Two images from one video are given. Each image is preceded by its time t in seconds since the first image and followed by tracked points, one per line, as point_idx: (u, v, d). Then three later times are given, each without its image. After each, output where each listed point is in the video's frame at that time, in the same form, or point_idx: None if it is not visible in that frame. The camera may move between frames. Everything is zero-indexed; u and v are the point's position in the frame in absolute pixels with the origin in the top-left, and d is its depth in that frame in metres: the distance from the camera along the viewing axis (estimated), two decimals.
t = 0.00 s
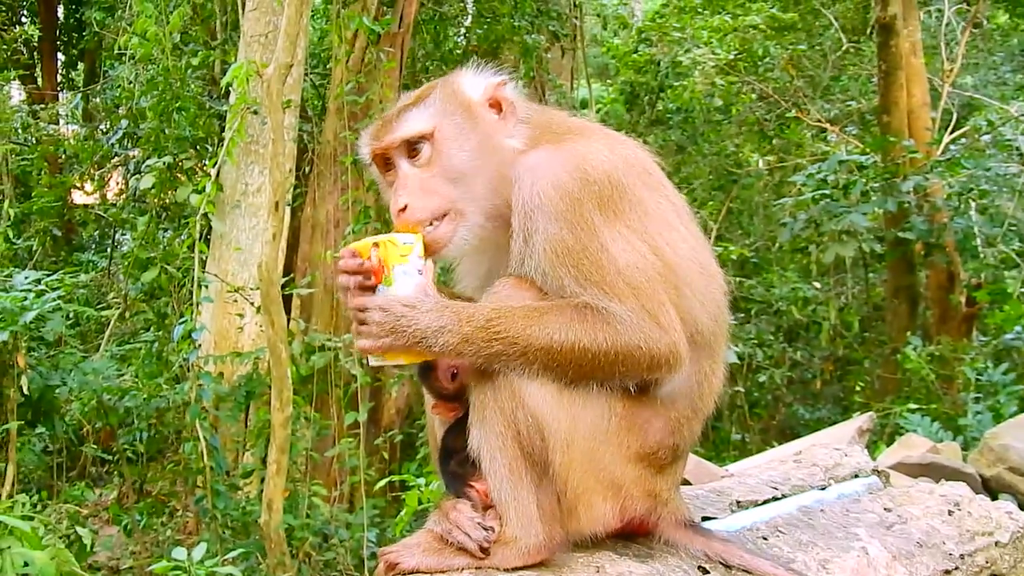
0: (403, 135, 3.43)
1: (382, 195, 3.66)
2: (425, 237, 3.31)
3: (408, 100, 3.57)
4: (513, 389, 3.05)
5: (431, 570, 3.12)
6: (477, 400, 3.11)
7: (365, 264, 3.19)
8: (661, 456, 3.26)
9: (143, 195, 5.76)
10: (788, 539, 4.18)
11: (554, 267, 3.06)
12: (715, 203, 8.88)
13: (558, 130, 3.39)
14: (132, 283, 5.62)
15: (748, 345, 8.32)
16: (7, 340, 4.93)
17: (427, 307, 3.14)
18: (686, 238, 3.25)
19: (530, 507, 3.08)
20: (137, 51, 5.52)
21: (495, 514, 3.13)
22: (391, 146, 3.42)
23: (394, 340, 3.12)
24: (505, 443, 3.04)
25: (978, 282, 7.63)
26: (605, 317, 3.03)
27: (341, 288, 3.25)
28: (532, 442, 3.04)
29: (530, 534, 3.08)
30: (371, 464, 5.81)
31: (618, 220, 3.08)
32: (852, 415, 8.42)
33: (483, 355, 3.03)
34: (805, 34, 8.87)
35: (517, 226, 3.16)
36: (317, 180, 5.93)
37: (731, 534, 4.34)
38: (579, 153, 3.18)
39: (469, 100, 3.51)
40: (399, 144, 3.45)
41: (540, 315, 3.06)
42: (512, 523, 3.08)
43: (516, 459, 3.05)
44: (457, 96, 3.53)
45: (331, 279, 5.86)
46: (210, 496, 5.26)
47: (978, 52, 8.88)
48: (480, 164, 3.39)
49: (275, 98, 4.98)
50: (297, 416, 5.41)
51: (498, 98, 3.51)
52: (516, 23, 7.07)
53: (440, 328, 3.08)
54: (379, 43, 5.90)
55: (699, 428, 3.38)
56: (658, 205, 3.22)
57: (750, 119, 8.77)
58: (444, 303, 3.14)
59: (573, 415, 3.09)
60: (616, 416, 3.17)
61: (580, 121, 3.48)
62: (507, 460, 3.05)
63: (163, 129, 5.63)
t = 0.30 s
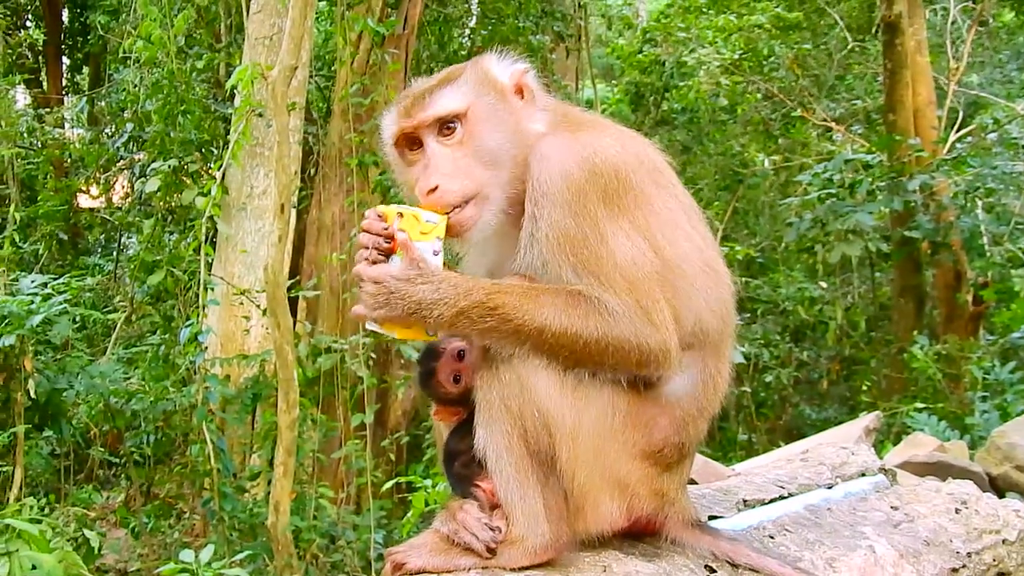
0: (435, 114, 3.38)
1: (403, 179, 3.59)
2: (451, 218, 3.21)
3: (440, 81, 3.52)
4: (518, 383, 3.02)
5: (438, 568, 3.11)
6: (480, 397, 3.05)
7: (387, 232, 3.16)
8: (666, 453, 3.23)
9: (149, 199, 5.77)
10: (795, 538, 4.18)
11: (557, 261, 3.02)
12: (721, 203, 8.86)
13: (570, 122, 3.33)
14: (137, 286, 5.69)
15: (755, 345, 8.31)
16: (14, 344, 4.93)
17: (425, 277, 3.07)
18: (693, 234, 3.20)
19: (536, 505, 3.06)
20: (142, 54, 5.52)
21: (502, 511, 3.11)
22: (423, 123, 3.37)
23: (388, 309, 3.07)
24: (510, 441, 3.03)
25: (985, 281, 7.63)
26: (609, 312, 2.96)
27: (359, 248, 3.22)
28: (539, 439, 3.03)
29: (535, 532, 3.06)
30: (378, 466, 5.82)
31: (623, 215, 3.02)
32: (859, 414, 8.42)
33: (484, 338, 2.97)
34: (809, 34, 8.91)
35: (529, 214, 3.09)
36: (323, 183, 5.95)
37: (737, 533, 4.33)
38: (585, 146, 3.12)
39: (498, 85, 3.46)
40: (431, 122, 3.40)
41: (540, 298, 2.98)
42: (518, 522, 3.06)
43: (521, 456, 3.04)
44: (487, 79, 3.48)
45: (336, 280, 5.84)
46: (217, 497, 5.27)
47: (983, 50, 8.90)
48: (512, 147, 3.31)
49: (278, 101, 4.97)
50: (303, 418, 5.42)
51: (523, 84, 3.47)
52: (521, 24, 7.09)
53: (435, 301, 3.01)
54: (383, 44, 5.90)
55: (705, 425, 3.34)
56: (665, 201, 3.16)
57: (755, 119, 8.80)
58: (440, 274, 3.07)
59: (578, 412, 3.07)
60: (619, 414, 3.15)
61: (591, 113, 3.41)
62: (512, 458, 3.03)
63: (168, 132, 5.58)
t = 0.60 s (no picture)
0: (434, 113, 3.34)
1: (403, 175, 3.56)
2: (451, 216, 3.22)
3: (441, 79, 3.48)
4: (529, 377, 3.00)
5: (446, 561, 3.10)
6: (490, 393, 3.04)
7: (391, 246, 3.09)
8: (675, 446, 3.19)
9: (157, 193, 5.76)
10: (804, 532, 4.19)
11: (570, 255, 3.02)
12: (728, 198, 8.94)
13: (577, 117, 3.31)
14: (145, 281, 5.65)
15: (763, 340, 8.42)
16: (23, 340, 4.94)
17: (446, 279, 3.04)
18: (702, 228, 3.18)
19: (545, 498, 3.05)
20: (149, 49, 5.52)
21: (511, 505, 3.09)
22: (425, 120, 3.33)
23: (416, 317, 3.05)
24: (519, 435, 3.02)
25: (994, 276, 7.64)
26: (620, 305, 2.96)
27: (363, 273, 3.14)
28: (548, 431, 3.02)
29: (544, 525, 3.06)
30: (385, 462, 5.84)
31: (633, 208, 3.02)
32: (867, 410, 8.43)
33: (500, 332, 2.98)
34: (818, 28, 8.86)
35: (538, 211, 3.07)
36: (331, 178, 5.96)
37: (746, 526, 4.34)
38: (594, 141, 3.11)
39: (497, 85, 3.42)
40: (433, 119, 3.36)
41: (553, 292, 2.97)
42: (527, 514, 3.05)
43: (530, 449, 3.03)
44: (485, 79, 3.44)
45: (344, 275, 5.85)
46: (225, 492, 5.27)
47: (992, 44, 8.81)
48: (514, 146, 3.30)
49: (286, 96, 4.97)
50: (311, 413, 5.43)
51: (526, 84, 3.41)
52: (529, 19, 7.03)
53: (456, 302, 3.00)
54: (391, 39, 5.89)
55: (714, 418, 3.30)
56: (674, 194, 3.14)
57: (763, 114, 8.76)
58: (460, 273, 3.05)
59: (589, 405, 3.04)
60: (629, 406, 3.10)
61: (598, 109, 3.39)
62: (521, 451, 3.03)
63: (176, 127, 5.63)
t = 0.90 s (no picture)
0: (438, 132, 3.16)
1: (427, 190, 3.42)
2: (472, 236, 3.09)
3: (436, 87, 3.28)
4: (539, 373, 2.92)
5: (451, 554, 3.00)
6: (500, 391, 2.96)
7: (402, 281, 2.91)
8: (683, 438, 3.12)
9: (162, 185, 5.79)
10: (811, 523, 4.16)
11: (582, 250, 2.90)
12: (734, 189, 8.96)
13: (584, 105, 3.19)
14: (152, 272, 5.66)
15: (768, 332, 8.37)
16: (28, 331, 4.94)
17: (460, 316, 2.86)
18: (713, 221, 3.11)
19: (552, 491, 2.96)
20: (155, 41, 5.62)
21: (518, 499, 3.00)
22: (423, 147, 3.16)
23: (431, 353, 2.91)
24: (527, 427, 2.92)
25: (1000, 268, 7.64)
26: (635, 302, 2.89)
27: (365, 306, 3.05)
28: (555, 427, 2.92)
29: (551, 517, 2.97)
30: (391, 452, 5.86)
31: (646, 201, 2.93)
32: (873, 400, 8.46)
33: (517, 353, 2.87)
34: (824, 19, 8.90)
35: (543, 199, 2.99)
36: (337, 169, 5.98)
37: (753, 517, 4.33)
38: (605, 132, 3.02)
39: (493, 81, 3.26)
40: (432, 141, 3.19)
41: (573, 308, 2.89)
42: (534, 506, 2.96)
43: (538, 442, 2.93)
44: (481, 77, 3.27)
45: (350, 267, 5.83)
46: (232, 484, 5.28)
47: (998, 34, 8.86)
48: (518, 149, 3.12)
49: (291, 87, 4.95)
50: (317, 404, 5.44)
51: (521, 71, 3.28)
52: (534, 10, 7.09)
53: (474, 338, 2.85)
54: (397, 30, 5.87)
55: (721, 409, 3.22)
56: (684, 186, 3.06)
57: (769, 105, 8.86)
58: (478, 307, 2.87)
59: (597, 400, 2.96)
60: (637, 398, 3.02)
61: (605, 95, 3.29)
62: (528, 442, 2.93)
63: (182, 119, 5.64)
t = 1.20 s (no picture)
0: (462, 151, 3.12)
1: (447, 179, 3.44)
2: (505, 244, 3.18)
3: (449, 98, 3.20)
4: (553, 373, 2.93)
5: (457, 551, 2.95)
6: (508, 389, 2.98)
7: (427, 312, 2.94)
8: (688, 434, 3.09)
9: (167, 181, 5.81)
10: (816, 518, 4.07)
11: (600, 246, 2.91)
12: (740, 183, 9.19)
13: (602, 101, 3.19)
14: (157, 268, 5.65)
15: (773, 326, 8.58)
16: (34, 328, 4.93)
17: (490, 340, 2.89)
18: (725, 220, 3.10)
19: (559, 488, 2.93)
20: (160, 37, 5.63)
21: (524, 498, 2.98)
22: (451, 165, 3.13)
23: (465, 382, 2.91)
24: (535, 422, 2.92)
25: (1005, 260, 7.66)
26: (655, 302, 2.88)
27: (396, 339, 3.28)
28: (564, 425, 2.91)
29: (558, 515, 2.93)
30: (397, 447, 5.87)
31: (666, 198, 2.92)
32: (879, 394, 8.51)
33: (546, 371, 2.85)
34: (828, 12, 9.06)
35: (564, 203, 3.02)
36: (342, 165, 6.00)
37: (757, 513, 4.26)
38: (626, 129, 3.02)
39: (506, 90, 3.20)
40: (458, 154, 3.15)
41: (593, 322, 2.88)
42: (540, 503, 2.93)
43: (546, 440, 2.91)
44: (494, 88, 3.20)
45: (355, 262, 5.93)
46: (237, 480, 5.26)
47: (1002, 27, 9.00)
48: (542, 158, 3.14)
49: (297, 83, 4.92)
50: (322, 400, 5.44)
51: (531, 74, 3.23)
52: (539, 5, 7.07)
53: (505, 361, 2.84)
54: (402, 26, 5.88)
55: (725, 407, 3.21)
56: (701, 184, 3.05)
57: (773, 99, 9.05)
58: (508, 332, 2.90)
59: (609, 399, 2.95)
60: (647, 396, 3.01)
61: (623, 89, 3.28)
62: (535, 438, 2.91)
63: (186, 114, 5.69)
